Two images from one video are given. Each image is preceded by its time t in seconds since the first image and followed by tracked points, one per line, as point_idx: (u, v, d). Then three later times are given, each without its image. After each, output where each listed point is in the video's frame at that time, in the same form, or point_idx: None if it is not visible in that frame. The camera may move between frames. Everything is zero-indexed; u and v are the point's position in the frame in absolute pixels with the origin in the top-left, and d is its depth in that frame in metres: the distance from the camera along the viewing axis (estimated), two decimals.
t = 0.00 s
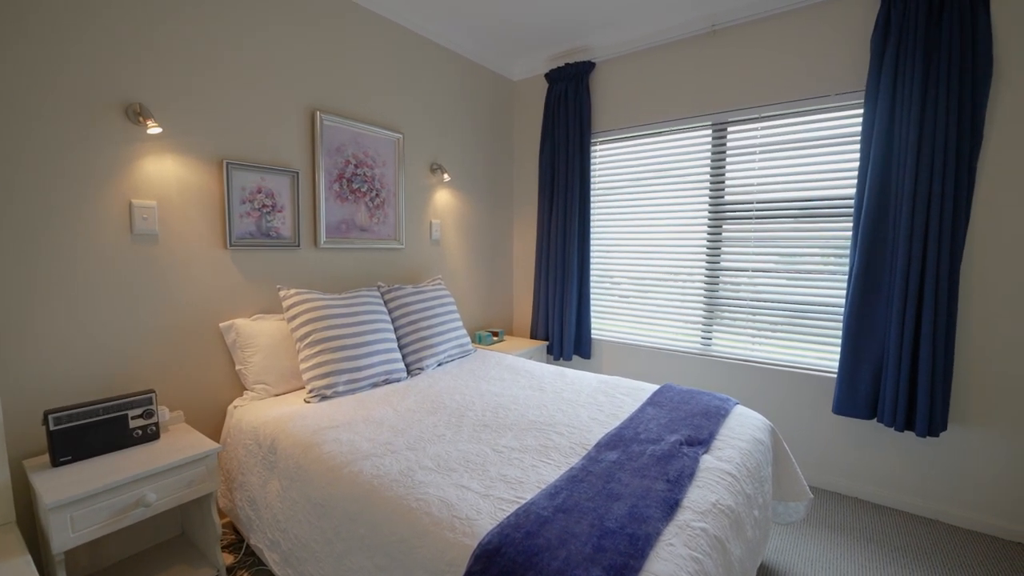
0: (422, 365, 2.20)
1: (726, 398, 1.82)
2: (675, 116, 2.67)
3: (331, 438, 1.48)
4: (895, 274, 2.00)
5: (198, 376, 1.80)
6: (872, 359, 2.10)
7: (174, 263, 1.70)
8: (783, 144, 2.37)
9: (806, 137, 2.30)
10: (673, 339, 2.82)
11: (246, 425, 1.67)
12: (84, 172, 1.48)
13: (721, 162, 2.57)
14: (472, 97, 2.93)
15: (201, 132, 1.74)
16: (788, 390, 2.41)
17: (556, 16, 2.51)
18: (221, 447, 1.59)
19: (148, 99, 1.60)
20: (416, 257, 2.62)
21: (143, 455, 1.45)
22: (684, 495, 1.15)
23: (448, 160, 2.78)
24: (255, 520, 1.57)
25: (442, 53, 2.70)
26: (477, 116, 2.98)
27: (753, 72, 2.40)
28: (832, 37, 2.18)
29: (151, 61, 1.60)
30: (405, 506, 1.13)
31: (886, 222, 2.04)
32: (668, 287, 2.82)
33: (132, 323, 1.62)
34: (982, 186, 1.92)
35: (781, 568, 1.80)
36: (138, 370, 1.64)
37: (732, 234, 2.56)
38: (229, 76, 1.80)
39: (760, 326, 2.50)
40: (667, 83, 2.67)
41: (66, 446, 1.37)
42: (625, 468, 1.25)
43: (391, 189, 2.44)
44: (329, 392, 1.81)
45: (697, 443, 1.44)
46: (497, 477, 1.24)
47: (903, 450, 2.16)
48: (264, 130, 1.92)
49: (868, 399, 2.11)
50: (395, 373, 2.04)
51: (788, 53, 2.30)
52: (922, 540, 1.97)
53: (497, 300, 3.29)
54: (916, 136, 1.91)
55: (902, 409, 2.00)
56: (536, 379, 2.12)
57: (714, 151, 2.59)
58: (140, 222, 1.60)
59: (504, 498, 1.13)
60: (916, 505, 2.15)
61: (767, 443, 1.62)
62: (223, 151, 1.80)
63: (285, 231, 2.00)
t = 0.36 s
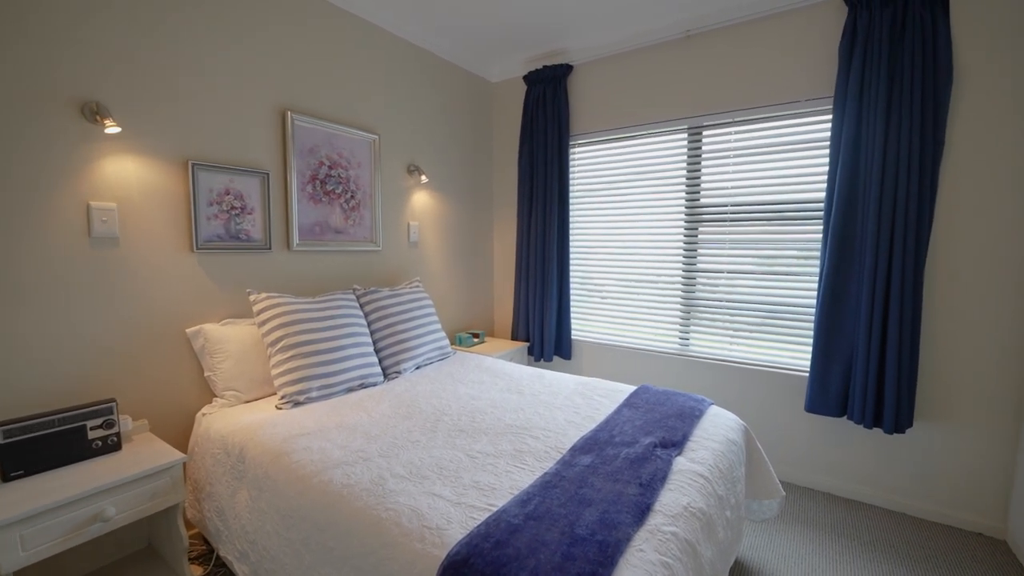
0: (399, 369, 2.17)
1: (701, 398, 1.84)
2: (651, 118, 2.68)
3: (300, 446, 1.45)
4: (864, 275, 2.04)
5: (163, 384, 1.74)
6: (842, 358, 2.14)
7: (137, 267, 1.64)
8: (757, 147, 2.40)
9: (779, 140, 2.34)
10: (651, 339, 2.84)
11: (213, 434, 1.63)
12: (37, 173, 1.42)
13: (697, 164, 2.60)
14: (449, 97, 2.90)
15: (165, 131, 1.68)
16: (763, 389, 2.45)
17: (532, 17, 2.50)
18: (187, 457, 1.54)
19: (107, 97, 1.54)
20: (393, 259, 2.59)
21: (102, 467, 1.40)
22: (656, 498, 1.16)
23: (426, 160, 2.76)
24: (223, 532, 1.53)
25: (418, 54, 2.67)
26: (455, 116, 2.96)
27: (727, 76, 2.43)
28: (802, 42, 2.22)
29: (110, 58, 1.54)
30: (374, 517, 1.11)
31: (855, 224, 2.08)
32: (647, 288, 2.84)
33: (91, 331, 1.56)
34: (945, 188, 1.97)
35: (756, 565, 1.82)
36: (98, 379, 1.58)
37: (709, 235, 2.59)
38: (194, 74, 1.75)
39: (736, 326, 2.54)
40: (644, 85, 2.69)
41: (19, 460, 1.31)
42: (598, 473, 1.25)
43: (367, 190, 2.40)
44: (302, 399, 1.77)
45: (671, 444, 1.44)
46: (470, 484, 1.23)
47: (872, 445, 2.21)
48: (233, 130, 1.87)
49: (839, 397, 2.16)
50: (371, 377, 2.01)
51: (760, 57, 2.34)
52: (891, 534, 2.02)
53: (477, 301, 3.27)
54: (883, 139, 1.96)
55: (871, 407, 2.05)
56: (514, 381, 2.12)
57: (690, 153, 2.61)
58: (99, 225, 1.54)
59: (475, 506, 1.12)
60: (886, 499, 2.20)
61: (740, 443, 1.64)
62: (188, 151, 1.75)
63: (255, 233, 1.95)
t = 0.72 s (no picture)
0: (374, 374, 2.15)
1: (674, 400, 1.87)
2: (627, 123, 2.72)
3: (271, 455, 1.42)
4: (830, 278, 2.12)
5: (127, 393, 1.69)
6: (809, 359, 2.21)
7: (98, 271, 1.59)
8: (728, 153, 2.47)
9: (749, 147, 2.41)
10: (627, 341, 2.88)
11: (180, 444, 1.58)
12: None
13: (671, 169, 2.65)
14: (426, 98, 2.89)
15: (129, 132, 1.63)
16: (734, 389, 2.52)
17: (510, 21, 2.51)
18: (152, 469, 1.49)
19: (67, 96, 1.49)
20: (368, 262, 2.56)
21: (62, 481, 1.34)
22: (628, 501, 1.17)
23: (402, 162, 2.74)
24: (190, 545, 1.48)
25: (394, 54, 2.65)
26: (432, 118, 2.95)
27: (700, 83, 2.49)
28: (770, 52, 2.30)
29: (70, 55, 1.48)
30: (345, 527, 1.10)
31: (821, 229, 2.15)
32: (623, 290, 2.87)
33: (49, 338, 1.49)
34: (904, 195, 2.06)
35: (726, 563, 1.86)
36: (57, 389, 1.52)
37: (682, 239, 2.64)
38: (160, 73, 1.70)
39: (709, 327, 2.59)
40: (619, 90, 2.73)
41: None
42: (571, 476, 1.26)
43: (341, 192, 2.37)
44: (272, 406, 1.74)
45: (643, 447, 1.47)
46: (443, 491, 1.22)
47: (838, 442, 2.29)
48: (202, 130, 1.83)
49: (806, 396, 2.23)
50: (344, 383, 1.99)
51: (731, 66, 2.40)
52: (855, 529, 2.09)
53: (454, 304, 3.27)
54: (847, 147, 2.03)
55: (836, 405, 2.12)
56: (490, 385, 2.12)
57: (664, 158, 2.66)
58: (58, 228, 1.48)
59: (448, 512, 1.12)
60: (850, 495, 2.28)
61: (710, 443, 1.68)
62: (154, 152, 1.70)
63: (224, 237, 1.91)
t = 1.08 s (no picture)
0: (344, 380, 2.11)
1: (645, 402, 1.90)
2: (601, 126, 2.74)
3: (234, 468, 1.37)
4: (795, 281, 2.17)
5: (80, 405, 1.61)
6: (776, 359, 2.27)
7: (47, 278, 1.51)
8: (698, 157, 2.51)
9: (718, 151, 2.45)
10: (601, 342, 2.90)
11: (137, 457, 1.51)
12: None
13: (643, 172, 2.68)
14: (399, 99, 2.85)
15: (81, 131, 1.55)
16: (705, 388, 2.56)
17: (483, 22, 2.50)
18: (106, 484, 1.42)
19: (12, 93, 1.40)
20: (339, 265, 2.51)
21: (6, 501, 1.27)
22: (596, 508, 1.18)
23: (374, 163, 2.69)
24: (147, 563, 1.42)
25: (365, 54, 2.60)
26: (405, 119, 2.91)
27: (670, 88, 2.52)
28: (738, 59, 2.34)
29: (14, 49, 1.40)
30: (309, 542, 1.07)
31: (786, 232, 2.21)
32: (597, 292, 2.89)
33: None
34: (865, 200, 2.13)
35: (696, 561, 1.89)
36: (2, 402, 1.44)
37: (654, 241, 2.68)
38: (115, 70, 1.62)
39: (680, 329, 2.63)
40: (593, 94, 2.74)
41: None
42: (541, 483, 1.26)
43: (310, 194, 2.31)
44: (237, 416, 1.68)
45: (613, 451, 1.48)
46: (412, 502, 1.20)
47: (804, 440, 2.35)
48: (162, 130, 1.75)
49: (773, 396, 2.28)
50: (313, 390, 1.94)
51: (701, 72, 2.44)
52: (819, 523, 2.15)
53: (428, 307, 3.24)
54: (811, 153, 2.09)
55: (801, 404, 2.18)
56: (463, 390, 2.11)
57: (636, 162, 2.69)
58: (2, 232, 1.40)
59: (416, 525, 1.10)
60: (814, 490, 2.35)
61: (680, 445, 1.71)
62: (108, 153, 1.62)
63: (185, 241, 1.84)
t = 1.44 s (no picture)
0: (306, 389, 2.02)
1: (617, 408, 1.87)
2: (573, 125, 2.70)
3: (177, 490, 1.28)
4: (766, 283, 2.17)
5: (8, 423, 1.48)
6: (748, 361, 2.26)
7: None
8: (670, 158, 2.49)
9: (690, 152, 2.44)
10: (575, 345, 2.87)
11: (71, 479, 1.40)
12: None
13: (616, 173, 2.65)
14: (366, 96, 2.76)
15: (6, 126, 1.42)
16: (678, 391, 2.55)
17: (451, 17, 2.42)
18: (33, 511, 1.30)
19: None
20: (303, 268, 2.41)
21: None
22: (561, 526, 1.13)
23: (339, 162, 2.59)
24: None
25: (329, 49, 2.50)
26: (372, 116, 2.81)
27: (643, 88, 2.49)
28: (710, 60, 2.33)
29: None
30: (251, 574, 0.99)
31: (757, 234, 2.20)
32: (570, 293, 2.85)
33: None
34: (833, 202, 2.13)
35: (669, 568, 1.87)
36: None
37: (627, 243, 2.65)
38: (46, 59, 1.50)
39: (654, 330, 2.62)
40: (565, 93, 2.70)
41: None
42: (504, 500, 1.21)
43: (270, 194, 2.21)
44: (185, 431, 1.58)
45: (581, 462, 1.43)
46: (366, 524, 1.13)
47: (775, 441, 2.36)
48: (103, 126, 1.64)
49: (745, 398, 2.27)
50: (271, 400, 1.85)
51: (673, 72, 2.42)
52: (791, 524, 2.15)
53: (400, 309, 3.15)
54: (781, 155, 2.08)
55: (772, 406, 2.17)
56: (431, 397, 2.04)
57: (609, 162, 2.66)
58: None
59: (368, 551, 1.03)
60: (785, 491, 2.36)
61: (651, 452, 1.67)
62: (39, 149, 1.49)
63: (129, 244, 1.72)
